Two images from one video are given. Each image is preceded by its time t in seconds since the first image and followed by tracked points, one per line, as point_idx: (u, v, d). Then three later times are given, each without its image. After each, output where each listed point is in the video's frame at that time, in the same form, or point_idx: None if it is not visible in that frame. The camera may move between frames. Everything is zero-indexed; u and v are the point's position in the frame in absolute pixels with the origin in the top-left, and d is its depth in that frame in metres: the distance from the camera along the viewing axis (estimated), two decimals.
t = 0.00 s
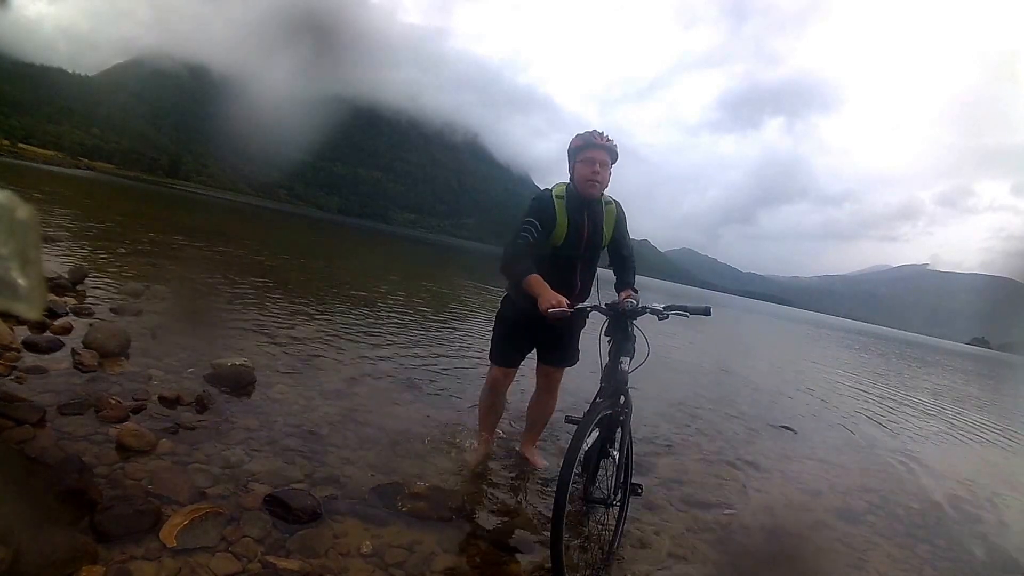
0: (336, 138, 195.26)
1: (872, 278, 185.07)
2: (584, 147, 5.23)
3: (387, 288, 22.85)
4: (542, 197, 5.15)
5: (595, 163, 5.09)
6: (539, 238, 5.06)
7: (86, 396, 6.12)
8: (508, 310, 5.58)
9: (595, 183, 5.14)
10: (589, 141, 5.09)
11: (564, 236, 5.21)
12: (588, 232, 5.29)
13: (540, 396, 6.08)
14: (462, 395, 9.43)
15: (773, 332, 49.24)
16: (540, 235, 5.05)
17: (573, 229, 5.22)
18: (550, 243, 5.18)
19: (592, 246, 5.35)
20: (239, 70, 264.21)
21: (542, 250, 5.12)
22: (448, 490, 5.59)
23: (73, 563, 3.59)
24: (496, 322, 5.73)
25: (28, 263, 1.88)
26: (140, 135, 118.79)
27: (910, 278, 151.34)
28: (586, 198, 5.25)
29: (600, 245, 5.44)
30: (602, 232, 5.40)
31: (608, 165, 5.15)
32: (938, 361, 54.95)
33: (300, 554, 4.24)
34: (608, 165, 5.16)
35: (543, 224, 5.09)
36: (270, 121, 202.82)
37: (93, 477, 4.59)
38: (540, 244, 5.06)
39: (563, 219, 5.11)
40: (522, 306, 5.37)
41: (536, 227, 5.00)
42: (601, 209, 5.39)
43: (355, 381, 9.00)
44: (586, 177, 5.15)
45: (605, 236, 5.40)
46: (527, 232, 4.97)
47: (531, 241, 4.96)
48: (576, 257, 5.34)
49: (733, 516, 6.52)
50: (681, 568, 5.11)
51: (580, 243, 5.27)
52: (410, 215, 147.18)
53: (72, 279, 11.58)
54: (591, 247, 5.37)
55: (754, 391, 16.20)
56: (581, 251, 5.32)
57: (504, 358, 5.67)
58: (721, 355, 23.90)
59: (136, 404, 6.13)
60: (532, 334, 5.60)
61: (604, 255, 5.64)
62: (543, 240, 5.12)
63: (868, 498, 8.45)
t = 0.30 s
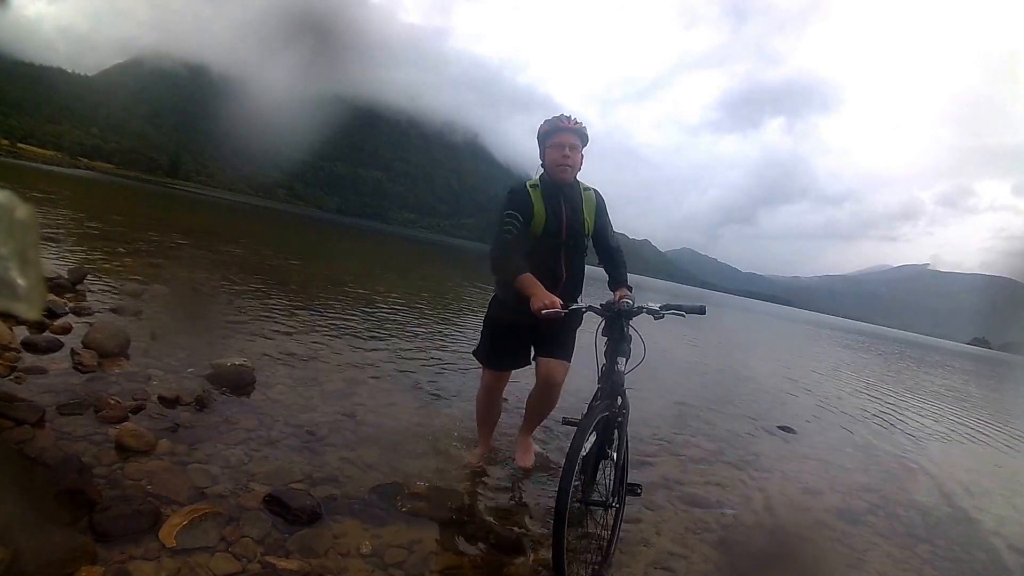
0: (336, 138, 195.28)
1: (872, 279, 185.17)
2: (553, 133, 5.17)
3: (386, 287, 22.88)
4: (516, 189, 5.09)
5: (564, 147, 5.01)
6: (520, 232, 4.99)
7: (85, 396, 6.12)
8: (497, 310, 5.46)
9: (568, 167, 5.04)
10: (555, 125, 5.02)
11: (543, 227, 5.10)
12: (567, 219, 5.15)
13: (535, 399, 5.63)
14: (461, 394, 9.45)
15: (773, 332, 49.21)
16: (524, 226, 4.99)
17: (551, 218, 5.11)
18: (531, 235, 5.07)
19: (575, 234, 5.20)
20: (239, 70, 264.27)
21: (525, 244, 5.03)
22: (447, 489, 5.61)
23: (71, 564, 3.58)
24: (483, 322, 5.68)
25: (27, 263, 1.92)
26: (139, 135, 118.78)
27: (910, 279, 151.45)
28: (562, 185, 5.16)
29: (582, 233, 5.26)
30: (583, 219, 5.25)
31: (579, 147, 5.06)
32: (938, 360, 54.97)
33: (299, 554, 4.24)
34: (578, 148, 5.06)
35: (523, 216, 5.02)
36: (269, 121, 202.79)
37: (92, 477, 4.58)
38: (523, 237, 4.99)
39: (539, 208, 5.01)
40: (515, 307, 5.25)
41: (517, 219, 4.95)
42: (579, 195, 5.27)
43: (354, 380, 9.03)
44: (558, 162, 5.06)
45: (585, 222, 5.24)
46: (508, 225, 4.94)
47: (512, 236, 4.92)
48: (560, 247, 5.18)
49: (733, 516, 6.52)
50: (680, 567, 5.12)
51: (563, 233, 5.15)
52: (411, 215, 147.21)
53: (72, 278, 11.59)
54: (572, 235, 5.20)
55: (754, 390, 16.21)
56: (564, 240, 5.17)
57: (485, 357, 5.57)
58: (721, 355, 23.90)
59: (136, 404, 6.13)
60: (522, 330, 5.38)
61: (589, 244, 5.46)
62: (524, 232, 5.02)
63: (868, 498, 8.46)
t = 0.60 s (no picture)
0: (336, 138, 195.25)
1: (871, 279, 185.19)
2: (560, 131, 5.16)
3: (385, 288, 22.91)
4: (520, 183, 5.05)
5: (571, 144, 4.99)
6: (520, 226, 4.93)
7: (84, 396, 6.11)
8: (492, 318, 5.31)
9: (571, 165, 5.01)
10: (562, 122, 5.00)
11: (544, 223, 5.01)
12: (568, 217, 5.04)
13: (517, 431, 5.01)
14: (460, 395, 9.44)
15: (774, 333, 49.20)
16: (525, 220, 4.92)
17: (552, 214, 5.00)
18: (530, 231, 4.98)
19: (576, 233, 5.09)
20: (239, 70, 264.37)
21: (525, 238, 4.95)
22: (447, 490, 5.59)
23: (71, 564, 3.57)
24: (478, 324, 5.55)
25: (26, 263, 1.88)
26: (139, 135, 118.71)
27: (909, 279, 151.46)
28: (565, 183, 5.11)
29: (583, 232, 5.15)
30: (584, 219, 5.15)
31: (585, 144, 5.04)
32: (939, 361, 54.94)
33: (299, 555, 4.23)
34: (583, 147, 5.04)
35: (524, 210, 4.96)
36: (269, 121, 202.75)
37: (93, 478, 4.58)
38: (523, 231, 4.91)
39: (541, 203, 4.95)
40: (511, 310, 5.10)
41: (517, 211, 4.90)
42: (581, 194, 5.20)
43: (353, 381, 9.02)
44: (562, 159, 5.03)
45: (586, 222, 5.14)
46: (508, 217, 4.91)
47: (512, 228, 4.87)
48: (559, 246, 5.07)
49: (734, 516, 6.51)
50: (680, 567, 5.12)
51: (563, 230, 5.05)
52: (410, 215, 147.15)
53: (71, 279, 11.60)
54: (572, 234, 5.10)
55: (754, 391, 16.20)
56: (563, 239, 5.06)
57: (478, 364, 5.47)
58: (722, 355, 23.88)
59: (135, 405, 6.13)
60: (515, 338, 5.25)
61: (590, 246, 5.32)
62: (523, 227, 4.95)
63: (868, 498, 8.45)
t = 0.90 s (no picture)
0: (335, 138, 195.40)
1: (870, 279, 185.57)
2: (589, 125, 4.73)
3: (384, 287, 23.01)
4: (540, 175, 4.55)
5: (598, 138, 4.55)
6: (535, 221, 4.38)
7: (84, 397, 6.11)
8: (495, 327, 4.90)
9: (597, 162, 4.56)
10: (592, 115, 4.59)
11: (561, 222, 4.52)
12: (589, 217, 4.57)
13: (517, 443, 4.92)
14: (459, 395, 9.45)
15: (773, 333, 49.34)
16: (539, 215, 4.38)
17: (571, 213, 4.53)
18: (545, 228, 4.48)
19: (594, 236, 4.66)
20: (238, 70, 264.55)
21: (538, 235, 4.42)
22: (447, 491, 5.59)
23: (70, 566, 3.57)
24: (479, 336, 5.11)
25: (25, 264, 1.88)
26: (138, 134, 118.79)
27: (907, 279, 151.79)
28: (588, 180, 4.65)
29: (600, 235, 4.74)
30: (603, 222, 4.74)
31: (615, 142, 4.61)
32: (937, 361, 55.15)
33: (299, 556, 4.23)
34: (613, 144, 4.61)
35: (541, 204, 4.44)
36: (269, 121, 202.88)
37: (92, 479, 4.58)
38: (538, 227, 4.39)
39: (561, 199, 4.47)
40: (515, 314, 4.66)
41: (533, 203, 4.35)
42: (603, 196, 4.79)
43: (353, 381, 9.03)
44: (588, 154, 4.58)
45: (605, 226, 4.73)
46: (522, 209, 4.33)
47: (527, 221, 4.30)
48: (575, 248, 4.62)
49: (733, 517, 6.51)
50: (680, 568, 5.11)
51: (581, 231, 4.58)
52: (410, 215, 147.32)
53: (71, 279, 11.65)
54: (590, 235, 4.66)
55: (753, 391, 16.23)
56: (580, 241, 4.61)
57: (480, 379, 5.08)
58: (721, 355, 23.94)
59: (135, 406, 6.13)
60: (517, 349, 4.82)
61: (603, 249, 4.96)
62: (538, 222, 4.43)
63: (868, 499, 8.46)
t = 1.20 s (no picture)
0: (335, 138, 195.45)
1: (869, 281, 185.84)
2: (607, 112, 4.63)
3: (383, 288, 23.05)
4: (558, 161, 4.44)
5: (615, 125, 4.46)
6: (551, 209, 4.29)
7: (83, 398, 6.10)
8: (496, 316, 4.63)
9: (615, 152, 4.49)
10: (611, 101, 4.48)
11: (578, 212, 4.45)
12: (605, 208, 4.53)
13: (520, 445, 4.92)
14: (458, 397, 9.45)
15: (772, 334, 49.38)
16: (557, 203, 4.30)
17: (589, 204, 4.47)
18: (561, 216, 4.40)
19: (608, 227, 4.61)
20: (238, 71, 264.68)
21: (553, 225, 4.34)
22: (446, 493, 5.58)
23: (69, 568, 3.56)
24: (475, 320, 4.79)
25: (24, 264, 2.05)
26: (137, 135, 118.73)
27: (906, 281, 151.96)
28: (605, 169, 4.57)
29: (614, 227, 4.69)
30: (618, 214, 4.69)
31: (635, 131, 4.52)
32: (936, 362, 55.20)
33: (298, 558, 4.22)
34: (632, 133, 4.52)
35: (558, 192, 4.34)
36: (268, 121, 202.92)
37: (92, 480, 4.56)
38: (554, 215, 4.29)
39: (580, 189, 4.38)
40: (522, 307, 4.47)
41: (551, 189, 4.24)
42: (618, 187, 4.72)
43: (351, 382, 9.02)
44: (607, 143, 4.49)
45: (619, 217, 4.68)
46: (538, 196, 4.22)
47: (543, 209, 4.20)
48: (591, 239, 4.56)
49: (733, 518, 6.51)
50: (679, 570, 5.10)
51: (597, 221, 4.51)
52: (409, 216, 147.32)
53: (70, 280, 11.67)
54: (606, 227, 4.60)
55: (753, 393, 16.24)
56: (596, 232, 4.55)
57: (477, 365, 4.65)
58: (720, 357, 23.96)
59: (134, 407, 6.12)
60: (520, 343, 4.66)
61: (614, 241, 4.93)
62: (554, 209, 4.34)
63: (867, 500, 8.46)
